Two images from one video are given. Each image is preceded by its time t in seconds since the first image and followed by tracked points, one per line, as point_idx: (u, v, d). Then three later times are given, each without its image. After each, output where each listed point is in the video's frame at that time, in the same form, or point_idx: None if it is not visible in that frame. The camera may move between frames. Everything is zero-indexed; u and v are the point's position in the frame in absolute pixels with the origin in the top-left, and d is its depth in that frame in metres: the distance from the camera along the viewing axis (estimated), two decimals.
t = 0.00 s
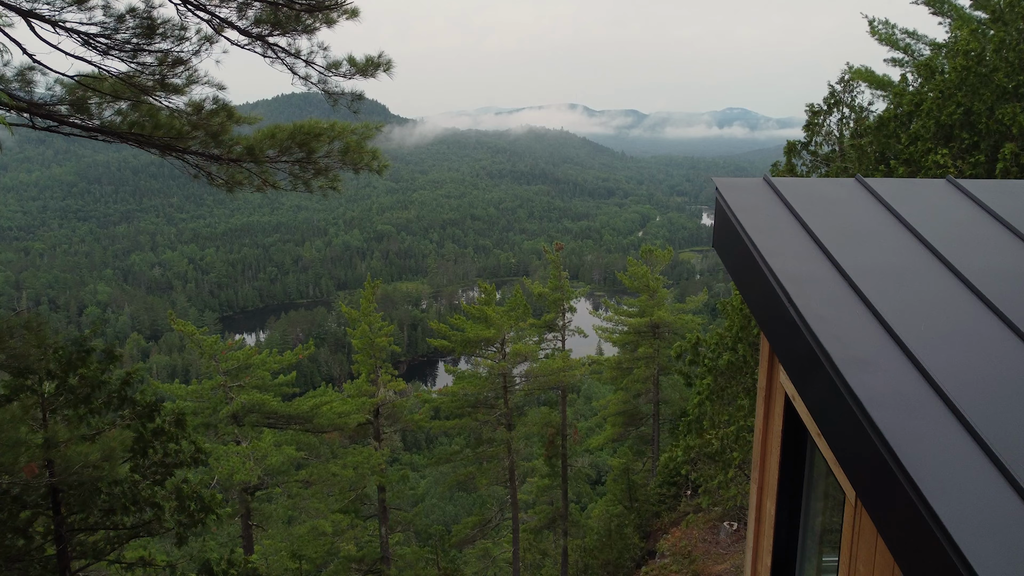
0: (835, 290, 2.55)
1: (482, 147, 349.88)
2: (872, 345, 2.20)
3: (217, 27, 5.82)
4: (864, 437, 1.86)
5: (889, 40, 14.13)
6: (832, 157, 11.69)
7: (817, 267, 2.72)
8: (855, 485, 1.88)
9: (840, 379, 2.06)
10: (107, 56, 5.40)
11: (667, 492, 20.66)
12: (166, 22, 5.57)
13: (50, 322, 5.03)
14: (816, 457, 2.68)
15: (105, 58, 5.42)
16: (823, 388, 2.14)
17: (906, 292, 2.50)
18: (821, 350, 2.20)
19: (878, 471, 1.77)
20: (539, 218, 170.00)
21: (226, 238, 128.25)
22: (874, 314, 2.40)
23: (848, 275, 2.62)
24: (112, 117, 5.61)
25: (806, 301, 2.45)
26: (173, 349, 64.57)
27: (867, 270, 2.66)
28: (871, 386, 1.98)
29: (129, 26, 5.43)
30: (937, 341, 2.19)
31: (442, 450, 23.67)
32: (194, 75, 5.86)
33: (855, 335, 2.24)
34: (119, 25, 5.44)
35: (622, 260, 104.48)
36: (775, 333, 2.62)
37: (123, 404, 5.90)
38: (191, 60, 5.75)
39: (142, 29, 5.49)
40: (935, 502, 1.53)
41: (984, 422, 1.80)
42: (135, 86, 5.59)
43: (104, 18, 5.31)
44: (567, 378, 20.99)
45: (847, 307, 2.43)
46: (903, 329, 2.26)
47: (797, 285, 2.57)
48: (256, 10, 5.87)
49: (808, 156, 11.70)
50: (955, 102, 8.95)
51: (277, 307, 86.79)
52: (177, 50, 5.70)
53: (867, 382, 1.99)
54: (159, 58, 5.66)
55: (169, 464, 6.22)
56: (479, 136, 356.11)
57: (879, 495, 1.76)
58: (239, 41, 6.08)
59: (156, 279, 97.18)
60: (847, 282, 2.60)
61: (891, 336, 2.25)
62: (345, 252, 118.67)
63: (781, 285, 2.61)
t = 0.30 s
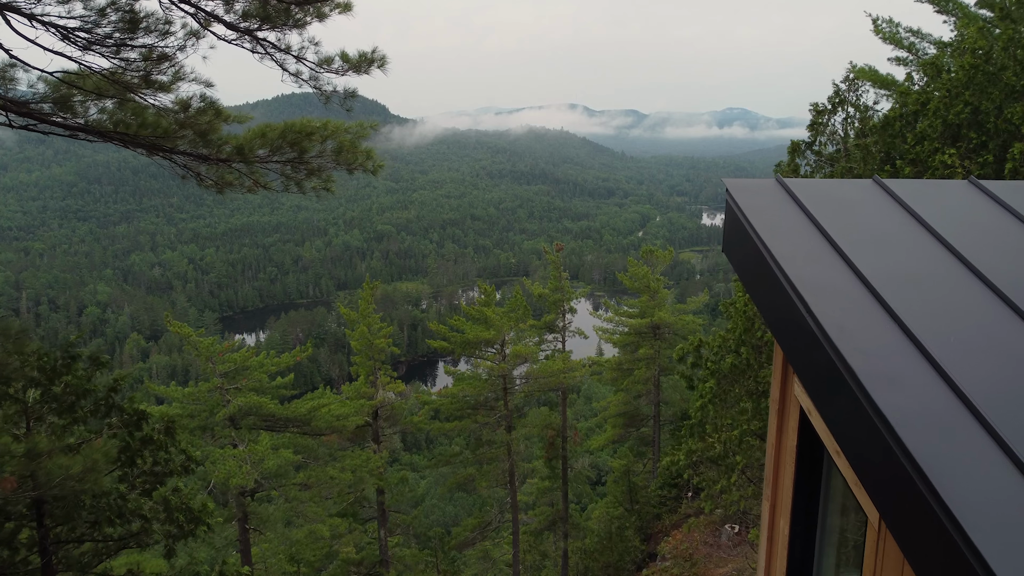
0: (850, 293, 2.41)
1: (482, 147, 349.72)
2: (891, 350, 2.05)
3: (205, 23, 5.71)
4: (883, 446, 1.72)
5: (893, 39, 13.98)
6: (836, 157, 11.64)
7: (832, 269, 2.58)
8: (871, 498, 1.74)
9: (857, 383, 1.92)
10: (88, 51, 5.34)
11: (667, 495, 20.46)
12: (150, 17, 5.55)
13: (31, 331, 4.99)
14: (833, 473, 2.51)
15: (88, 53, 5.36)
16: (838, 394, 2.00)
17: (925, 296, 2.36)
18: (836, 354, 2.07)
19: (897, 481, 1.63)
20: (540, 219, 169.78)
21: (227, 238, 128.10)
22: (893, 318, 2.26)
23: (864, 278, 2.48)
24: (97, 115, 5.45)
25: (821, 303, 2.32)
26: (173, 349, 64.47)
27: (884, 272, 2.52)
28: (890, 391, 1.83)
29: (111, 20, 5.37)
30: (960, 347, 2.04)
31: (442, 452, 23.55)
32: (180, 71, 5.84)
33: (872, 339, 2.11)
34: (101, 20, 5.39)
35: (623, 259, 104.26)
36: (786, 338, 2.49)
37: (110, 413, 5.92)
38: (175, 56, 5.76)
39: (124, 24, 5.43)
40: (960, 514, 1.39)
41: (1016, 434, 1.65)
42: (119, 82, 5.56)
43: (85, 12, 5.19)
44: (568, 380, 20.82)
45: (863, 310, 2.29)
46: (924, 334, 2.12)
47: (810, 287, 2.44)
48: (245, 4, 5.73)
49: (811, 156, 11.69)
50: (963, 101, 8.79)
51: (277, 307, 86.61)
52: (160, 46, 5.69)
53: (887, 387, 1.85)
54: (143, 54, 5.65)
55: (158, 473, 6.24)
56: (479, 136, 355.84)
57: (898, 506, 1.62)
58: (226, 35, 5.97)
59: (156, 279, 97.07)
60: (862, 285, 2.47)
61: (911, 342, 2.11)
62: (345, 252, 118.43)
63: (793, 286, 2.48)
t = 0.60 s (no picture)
0: (870, 298, 2.27)
1: (482, 147, 349.66)
2: (916, 360, 1.91)
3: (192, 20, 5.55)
4: (908, 462, 1.59)
5: (898, 38, 13.82)
6: (840, 157, 11.44)
7: (850, 271, 2.44)
8: (896, 520, 1.60)
9: (879, 393, 1.78)
10: (68, 46, 5.13)
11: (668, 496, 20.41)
12: (133, 10, 5.29)
13: (10, 341, 5.01)
14: (851, 493, 2.36)
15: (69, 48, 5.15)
16: (859, 405, 1.86)
17: (950, 301, 2.21)
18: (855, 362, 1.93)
19: (926, 501, 1.49)
20: (540, 219, 169.68)
21: (226, 238, 127.99)
22: (916, 325, 2.11)
23: (885, 281, 2.34)
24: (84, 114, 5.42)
25: (839, 308, 2.18)
26: (173, 349, 64.31)
27: (906, 276, 2.37)
28: (916, 402, 1.70)
29: (95, 14, 5.11)
30: (992, 358, 1.89)
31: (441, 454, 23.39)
32: (166, 67, 5.65)
33: (895, 347, 1.96)
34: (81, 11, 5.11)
35: (623, 259, 104.16)
36: (801, 345, 2.35)
37: (95, 420, 5.79)
38: (161, 52, 5.56)
39: (107, 18, 5.18)
40: (997, 538, 1.25)
41: None
42: (103, 79, 5.40)
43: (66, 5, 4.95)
44: (569, 382, 20.64)
45: (884, 317, 2.15)
46: (950, 342, 1.97)
47: (828, 292, 2.29)
48: None
49: (816, 156, 11.47)
50: (971, 100, 8.63)
51: (276, 307, 86.43)
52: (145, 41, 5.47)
53: (912, 398, 1.71)
54: (127, 49, 5.44)
55: (146, 483, 6.08)
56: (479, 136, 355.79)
57: (926, 529, 1.48)
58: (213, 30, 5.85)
59: (156, 279, 96.92)
60: (882, 290, 2.33)
61: (939, 351, 1.97)
62: (345, 252, 118.31)
63: (809, 290, 2.34)
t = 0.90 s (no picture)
0: (889, 301, 2.13)
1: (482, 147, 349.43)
2: (939, 366, 1.78)
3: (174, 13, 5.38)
4: (934, 477, 1.44)
5: (902, 37, 13.66)
6: (845, 157, 11.28)
7: (868, 276, 2.29)
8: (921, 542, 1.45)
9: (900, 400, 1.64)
10: (45, 40, 4.92)
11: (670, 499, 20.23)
12: (111, 3, 5.10)
13: None
14: (872, 514, 2.20)
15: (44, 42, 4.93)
16: (876, 413, 1.73)
17: (978, 306, 2.05)
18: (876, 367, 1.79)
19: (950, 513, 1.36)
20: (540, 219, 169.49)
21: (226, 238, 127.81)
22: (940, 330, 1.98)
23: (908, 287, 2.19)
24: (69, 113, 5.29)
25: (856, 311, 2.05)
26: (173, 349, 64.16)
27: (927, 278, 2.25)
28: (940, 408, 1.56)
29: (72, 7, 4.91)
30: None
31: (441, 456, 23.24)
32: (148, 63, 5.50)
33: (918, 354, 1.82)
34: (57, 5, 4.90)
35: (623, 259, 103.84)
36: (815, 350, 2.22)
37: (79, 429, 5.69)
38: (143, 47, 5.37)
39: (83, 10, 4.96)
40: None
41: None
42: (82, 74, 5.21)
43: None
44: (569, 384, 20.47)
45: (904, 321, 2.02)
46: (981, 350, 1.82)
47: (846, 297, 2.15)
48: None
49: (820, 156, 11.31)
50: (980, 99, 8.47)
51: (276, 307, 86.24)
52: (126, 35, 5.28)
53: (936, 405, 1.58)
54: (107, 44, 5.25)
55: (135, 493, 6.00)
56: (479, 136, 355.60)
57: (953, 549, 1.34)
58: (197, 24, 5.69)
59: (156, 279, 96.84)
60: (905, 296, 2.18)
61: (964, 357, 1.84)
62: (345, 253, 118.13)
63: (823, 292, 2.21)
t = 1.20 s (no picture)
0: (910, 306, 2.01)
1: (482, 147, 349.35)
2: (966, 376, 1.66)
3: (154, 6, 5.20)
4: (967, 500, 1.31)
5: (906, 36, 13.51)
6: (849, 157, 11.12)
7: (890, 283, 2.15)
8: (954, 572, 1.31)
9: (924, 412, 1.53)
10: (20, 34, 4.74)
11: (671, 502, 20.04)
12: None
13: None
14: (893, 537, 2.05)
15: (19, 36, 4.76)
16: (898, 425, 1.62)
17: (1010, 314, 1.91)
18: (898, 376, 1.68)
19: (980, 537, 1.24)
20: (540, 219, 169.25)
21: (226, 238, 127.70)
22: (968, 338, 1.84)
23: (934, 293, 2.04)
24: (50, 112, 5.10)
25: (877, 318, 1.92)
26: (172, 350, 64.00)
27: (951, 281, 2.12)
28: (968, 422, 1.45)
29: None
30: None
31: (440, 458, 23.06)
32: (129, 59, 5.34)
33: (947, 366, 1.68)
34: None
35: (624, 259, 103.66)
36: (832, 357, 2.11)
37: (63, 440, 5.57)
38: (121, 41, 5.19)
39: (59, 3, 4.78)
40: None
41: None
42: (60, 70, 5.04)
43: None
44: (569, 386, 20.28)
45: (927, 327, 1.90)
46: (1017, 362, 1.68)
47: (866, 303, 2.01)
48: None
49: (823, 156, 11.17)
50: (988, 97, 8.31)
51: (275, 308, 86.03)
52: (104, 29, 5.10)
53: (965, 418, 1.47)
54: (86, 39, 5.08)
55: (121, 504, 5.93)
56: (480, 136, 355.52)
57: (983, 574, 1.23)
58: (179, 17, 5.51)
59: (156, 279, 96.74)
60: (931, 303, 2.03)
61: (992, 366, 1.72)
62: (344, 253, 117.94)
63: (839, 296, 2.10)
